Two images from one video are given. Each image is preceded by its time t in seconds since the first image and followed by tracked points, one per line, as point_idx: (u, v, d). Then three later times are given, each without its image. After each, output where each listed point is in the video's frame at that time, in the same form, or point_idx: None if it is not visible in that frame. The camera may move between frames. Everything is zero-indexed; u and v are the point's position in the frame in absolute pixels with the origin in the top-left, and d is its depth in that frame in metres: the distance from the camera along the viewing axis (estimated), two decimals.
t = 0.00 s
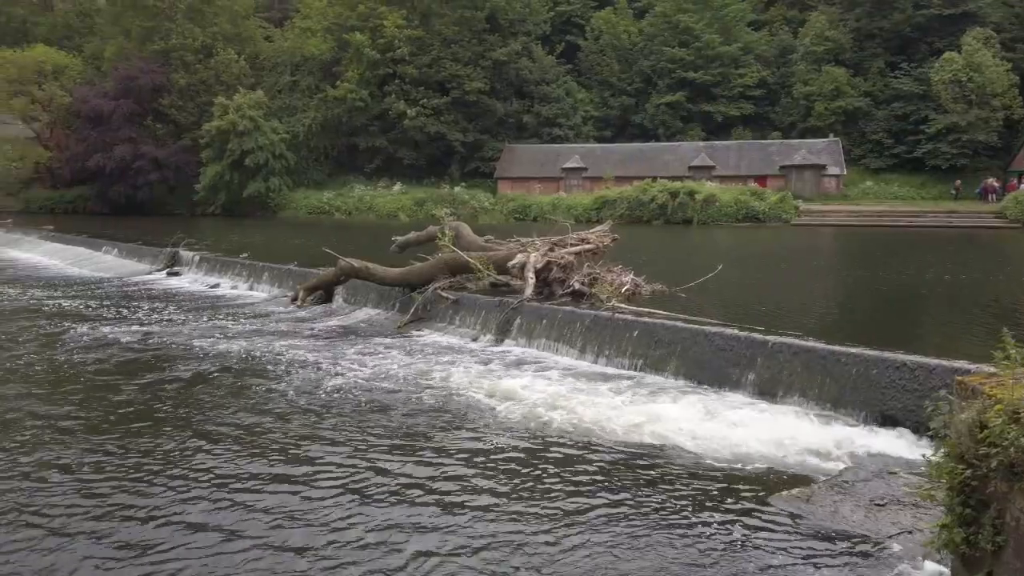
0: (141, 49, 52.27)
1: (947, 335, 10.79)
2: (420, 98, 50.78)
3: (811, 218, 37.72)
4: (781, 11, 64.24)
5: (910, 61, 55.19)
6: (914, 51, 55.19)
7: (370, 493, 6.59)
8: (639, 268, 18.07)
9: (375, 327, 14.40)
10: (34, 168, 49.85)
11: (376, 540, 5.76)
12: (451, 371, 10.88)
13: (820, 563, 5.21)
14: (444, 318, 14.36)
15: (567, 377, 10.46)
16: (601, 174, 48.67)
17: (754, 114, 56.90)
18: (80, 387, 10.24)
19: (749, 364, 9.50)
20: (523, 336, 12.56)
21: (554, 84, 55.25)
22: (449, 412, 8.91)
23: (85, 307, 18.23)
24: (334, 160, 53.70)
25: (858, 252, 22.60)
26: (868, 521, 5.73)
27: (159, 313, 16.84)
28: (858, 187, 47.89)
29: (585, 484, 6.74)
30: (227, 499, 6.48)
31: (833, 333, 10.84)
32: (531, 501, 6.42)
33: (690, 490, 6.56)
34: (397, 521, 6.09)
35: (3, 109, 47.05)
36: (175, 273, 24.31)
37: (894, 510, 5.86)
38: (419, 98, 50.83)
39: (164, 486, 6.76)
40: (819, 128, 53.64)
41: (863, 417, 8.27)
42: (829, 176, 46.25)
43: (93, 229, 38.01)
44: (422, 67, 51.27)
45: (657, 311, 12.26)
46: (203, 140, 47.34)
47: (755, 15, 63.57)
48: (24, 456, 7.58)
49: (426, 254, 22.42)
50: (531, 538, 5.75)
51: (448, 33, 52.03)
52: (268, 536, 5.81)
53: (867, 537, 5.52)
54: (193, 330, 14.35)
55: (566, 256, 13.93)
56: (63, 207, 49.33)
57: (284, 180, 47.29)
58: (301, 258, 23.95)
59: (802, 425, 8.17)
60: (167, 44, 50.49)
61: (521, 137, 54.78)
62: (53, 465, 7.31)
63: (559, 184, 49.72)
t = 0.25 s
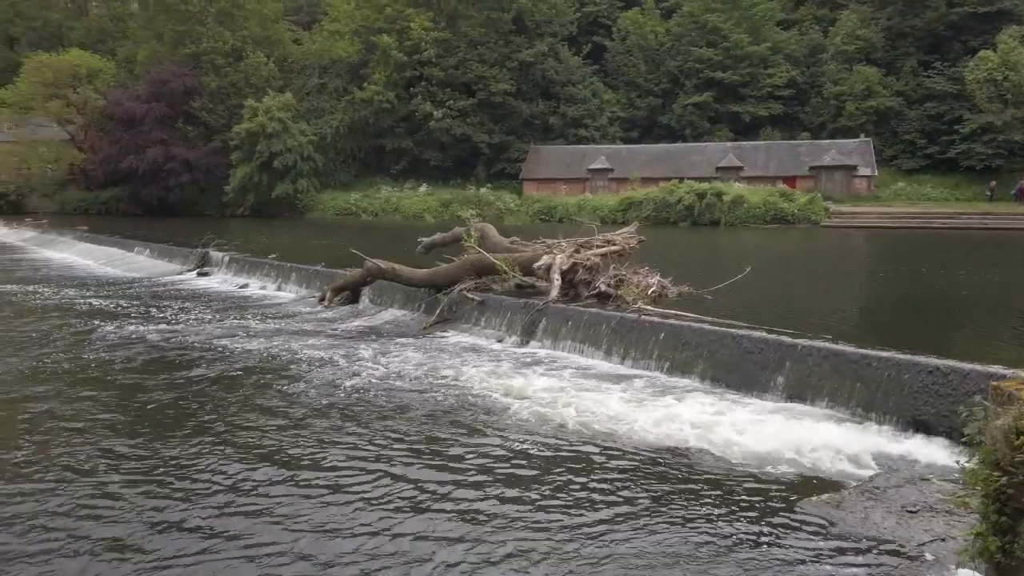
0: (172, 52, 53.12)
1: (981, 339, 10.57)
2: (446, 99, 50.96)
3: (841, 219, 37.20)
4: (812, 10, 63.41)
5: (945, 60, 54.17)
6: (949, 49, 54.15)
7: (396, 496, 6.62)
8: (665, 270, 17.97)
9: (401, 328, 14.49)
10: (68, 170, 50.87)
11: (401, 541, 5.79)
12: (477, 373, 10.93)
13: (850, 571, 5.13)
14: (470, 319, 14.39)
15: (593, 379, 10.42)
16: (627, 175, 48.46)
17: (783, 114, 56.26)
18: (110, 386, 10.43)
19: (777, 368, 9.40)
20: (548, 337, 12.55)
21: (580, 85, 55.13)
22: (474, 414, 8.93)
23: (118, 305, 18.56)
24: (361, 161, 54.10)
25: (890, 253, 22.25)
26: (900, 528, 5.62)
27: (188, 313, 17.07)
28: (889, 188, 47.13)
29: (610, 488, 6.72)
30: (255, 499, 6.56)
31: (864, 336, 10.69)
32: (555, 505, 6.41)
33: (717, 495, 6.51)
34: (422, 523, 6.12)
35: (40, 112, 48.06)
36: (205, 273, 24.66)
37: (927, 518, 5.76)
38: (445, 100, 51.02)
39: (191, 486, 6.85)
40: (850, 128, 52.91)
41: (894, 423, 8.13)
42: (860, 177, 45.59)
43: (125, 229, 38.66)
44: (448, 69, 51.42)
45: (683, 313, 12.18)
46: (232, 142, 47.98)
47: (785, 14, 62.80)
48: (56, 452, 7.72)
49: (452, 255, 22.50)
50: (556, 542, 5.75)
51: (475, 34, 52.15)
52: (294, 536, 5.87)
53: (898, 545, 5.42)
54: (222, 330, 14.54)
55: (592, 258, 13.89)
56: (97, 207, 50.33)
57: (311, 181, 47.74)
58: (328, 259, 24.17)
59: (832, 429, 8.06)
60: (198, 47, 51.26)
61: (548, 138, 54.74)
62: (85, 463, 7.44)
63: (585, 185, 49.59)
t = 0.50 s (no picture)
0: (202, 57, 53.90)
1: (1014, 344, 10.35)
2: (471, 101, 51.11)
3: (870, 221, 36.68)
4: (841, 9, 62.60)
5: (978, 59, 53.20)
6: (982, 49, 53.17)
7: (421, 497, 6.65)
8: (691, 273, 17.84)
9: (426, 330, 14.55)
10: (101, 172, 51.85)
11: (426, 543, 5.81)
12: (502, 375, 10.93)
13: None
14: (494, 321, 14.40)
15: (618, 382, 10.37)
16: (652, 176, 48.20)
17: (811, 115, 55.62)
18: (141, 386, 10.64)
19: (806, 372, 9.29)
20: (573, 340, 12.52)
21: (605, 87, 55.01)
22: (499, 417, 8.93)
23: (149, 305, 18.89)
24: (387, 164, 54.45)
25: (920, 257, 21.87)
26: (931, 536, 5.52)
27: (217, 313, 17.32)
28: (920, 189, 46.39)
29: (636, 492, 6.68)
30: (281, 499, 6.62)
31: (893, 340, 10.53)
32: (580, 507, 6.39)
33: (744, 500, 6.45)
34: (447, 525, 6.12)
35: (73, 116, 49.05)
36: (234, 274, 24.98)
37: (960, 525, 5.64)
38: (470, 102, 51.17)
39: (218, 486, 6.94)
40: (880, 129, 52.19)
41: (926, 428, 7.99)
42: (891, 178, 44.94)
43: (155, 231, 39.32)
44: (473, 71, 51.55)
45: (710, 316, 12.08)
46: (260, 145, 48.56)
47: (813, 14, 62.05)
48: (88, 451, 7.88)
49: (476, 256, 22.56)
50: (581, 546, 5.73)
51: (500, 37, 52.21)
52: (321, 537, 5.92)
53: (930, 553, 5.33)
54: (249, 331, 14.71)
55: (617, 260, 13.82)
56: (128, 209, 51.21)
57: (338, 183, 48.16)
58: (354, 261, 24.35)
59: (861, 435, 7.94)
60: (227, 51, 51.97)
61: (572, 140, 54.64)
62: (115, 462, 7.58)
63: (610, 187, 49.42)
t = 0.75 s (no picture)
0: (229, 61, 54.56)
1: None
2: (495, 105, 51.20)
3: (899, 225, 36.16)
4: (869, 10, 61.81)
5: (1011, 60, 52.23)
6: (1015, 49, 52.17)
7: (442, 504, 6.65)
8: (715, 276, 17.70)
9: (449, 332, 14.59)
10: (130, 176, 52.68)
11: (445, 552, 5.79)
12: (524, 379, 10.92)
13: None
14: (517, 324, 14.39)
15: (641, 386, 10.29)
16: (676, 179, 47.92)
17: (838, 117, 55.00)
18: (167, 388, 10.77)
19: (833, 378, 9.17)
20: (596, 344, 12.46)
21: (629, 90, 54.89)
22: (521, 422, 8.91)
23: (176, 307, 19.13)
24: (411, 167, 54.72)
25: (951, 261, 21.48)
26: (962, 546, 5.41)
27: (243, 315, 17.50)
28: (950, 193, 45.64)
29: (658, 500, 6.62)
30: (302, 505, 6.66)
31: (922, 346, 10.36)
32: (601, 516, 6.35)
33: (769, 509, 6.36)
34: (466, 533, 6.11)
35: (104, 120, 49.91)
36: (260, 276, 25.24)
37: (992, 536, 5.51)
38: (494, 105, 51.24)
39: (241, 491, 6.99)
40: (909, 131, 51.48)
41: (957, 437, 7.83)
42: (920, 181, 44.28)
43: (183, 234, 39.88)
44: (497, 75, 51.64)
45: (735, 321, 11.97)
46: (286, 149, 49.04)
47: (841, 15, 61.32)
48: (115, 454, 8.00)
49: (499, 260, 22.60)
50: (603, 554, 5.68)
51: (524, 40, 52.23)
52: (341, 544, 5.94)
53: (960, 564, 5.21)
54: (274, 334, 14.85)
55: (640, 264, 13.74)
56: (156, 212, 52.01)
57: (362, 187, 48.49)
58: (378, 264, 24.52)
59: (890, 442, 7.81)
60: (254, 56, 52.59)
61: (596, 143, 54.51)
62: (141, 465, 7.67)
63: (633, 190, 49.20)
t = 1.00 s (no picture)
0: (255, 69, 55.18)
1: None
2: (517, 111, 51.26)
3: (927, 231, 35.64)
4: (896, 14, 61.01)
5: None
6: None
7: (463, 509, 6.64)
8: (739, 283, 17.55)
9: (470, 338, 14.61)
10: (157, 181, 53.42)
11: (465, 557, 5.78)
12: (547, 385, 10.90)
13: None
14: (538, 330, 14.37)
15: (663, 394, 10.22)
16: (699, 185, 47.64)
17: (864, 122, 54.35)
18: (191, 392, 10.88)
19: (860, 387, 9.03)
20: (618, 350, 12.40)
21: (652, 95, 54.72)
22: (542, 430, 8.87)
23: (201, 312, 19.33)
24: (433, 172, 54.94)
25: (982, 268, 21.08)
26: (993, 559, 5.29)
27: (267, 320, 17.65)
28: (980, 198, 44.90)
29: (680, 508, 6.57)
30: (323, 507, 6.70)
31: (952, 355, 10.18)
32: (622, 524, 6.30)
33: (793, 519, 6.27)
34: (486, 538, 6.09)
35: (132, 127, 50.74)
36: (283, 281, 25.45)
37: None
38: (516, 111, 51.30)
39: (262, 494, 7.03)
40: (937, 136, 50.74)
41: (988, 447, 7.66)
42: (948, 187, 43.62)
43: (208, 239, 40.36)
44: (519, 81, 51.71)
45: (759, 327, 11.85)
46: (310, 155, 49.47)
47: (867, 19, 60.58)
48: (138, 456, 8.09)
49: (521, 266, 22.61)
50: (623, 563, 5.65)
51: (546, 46, 52.24)
52: (361, 547, 5.94)
53: None
54: (297, 338, 14.98)
55: (663, 270, 13.67)
56: (183, 217, 52.72)
57: (384, 192, 48.78)
58: (401, 269, 24.65)
59: (917, 452, 7.68)
60: (279, 63, 53.17)
61: (618, 148, 54.36)
62: (164, 467, 7.75)
63: (656, 195, 48.99)
